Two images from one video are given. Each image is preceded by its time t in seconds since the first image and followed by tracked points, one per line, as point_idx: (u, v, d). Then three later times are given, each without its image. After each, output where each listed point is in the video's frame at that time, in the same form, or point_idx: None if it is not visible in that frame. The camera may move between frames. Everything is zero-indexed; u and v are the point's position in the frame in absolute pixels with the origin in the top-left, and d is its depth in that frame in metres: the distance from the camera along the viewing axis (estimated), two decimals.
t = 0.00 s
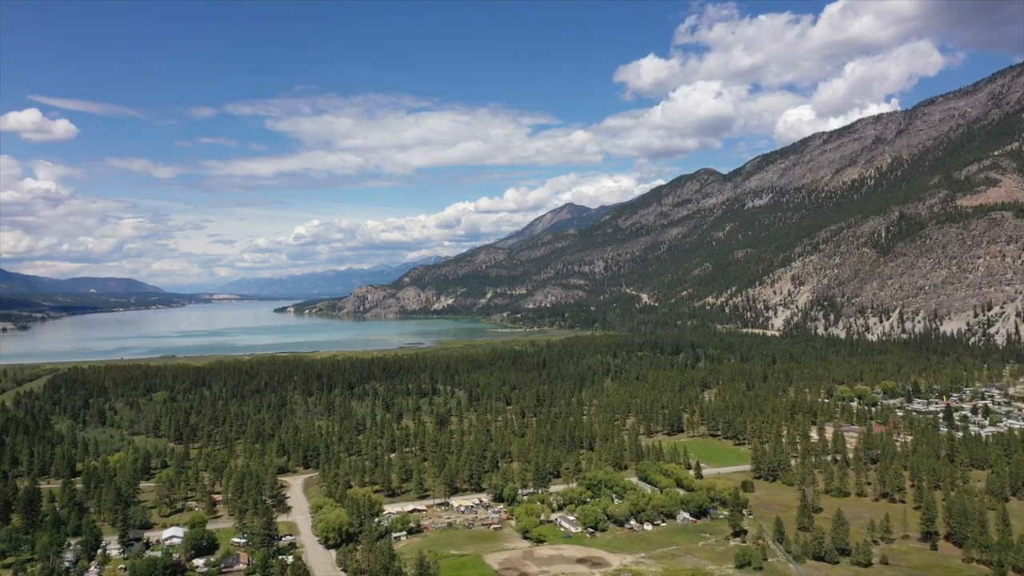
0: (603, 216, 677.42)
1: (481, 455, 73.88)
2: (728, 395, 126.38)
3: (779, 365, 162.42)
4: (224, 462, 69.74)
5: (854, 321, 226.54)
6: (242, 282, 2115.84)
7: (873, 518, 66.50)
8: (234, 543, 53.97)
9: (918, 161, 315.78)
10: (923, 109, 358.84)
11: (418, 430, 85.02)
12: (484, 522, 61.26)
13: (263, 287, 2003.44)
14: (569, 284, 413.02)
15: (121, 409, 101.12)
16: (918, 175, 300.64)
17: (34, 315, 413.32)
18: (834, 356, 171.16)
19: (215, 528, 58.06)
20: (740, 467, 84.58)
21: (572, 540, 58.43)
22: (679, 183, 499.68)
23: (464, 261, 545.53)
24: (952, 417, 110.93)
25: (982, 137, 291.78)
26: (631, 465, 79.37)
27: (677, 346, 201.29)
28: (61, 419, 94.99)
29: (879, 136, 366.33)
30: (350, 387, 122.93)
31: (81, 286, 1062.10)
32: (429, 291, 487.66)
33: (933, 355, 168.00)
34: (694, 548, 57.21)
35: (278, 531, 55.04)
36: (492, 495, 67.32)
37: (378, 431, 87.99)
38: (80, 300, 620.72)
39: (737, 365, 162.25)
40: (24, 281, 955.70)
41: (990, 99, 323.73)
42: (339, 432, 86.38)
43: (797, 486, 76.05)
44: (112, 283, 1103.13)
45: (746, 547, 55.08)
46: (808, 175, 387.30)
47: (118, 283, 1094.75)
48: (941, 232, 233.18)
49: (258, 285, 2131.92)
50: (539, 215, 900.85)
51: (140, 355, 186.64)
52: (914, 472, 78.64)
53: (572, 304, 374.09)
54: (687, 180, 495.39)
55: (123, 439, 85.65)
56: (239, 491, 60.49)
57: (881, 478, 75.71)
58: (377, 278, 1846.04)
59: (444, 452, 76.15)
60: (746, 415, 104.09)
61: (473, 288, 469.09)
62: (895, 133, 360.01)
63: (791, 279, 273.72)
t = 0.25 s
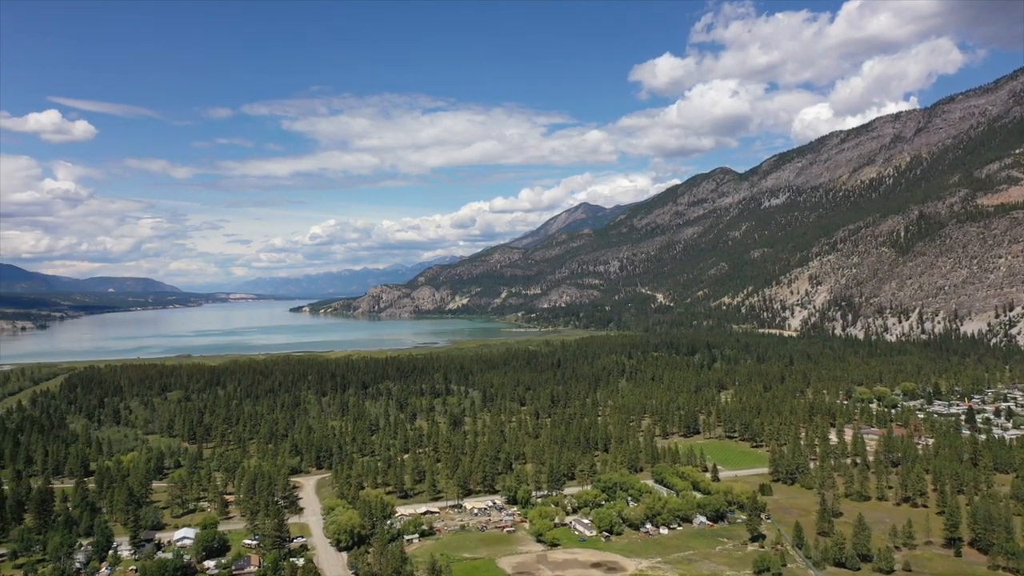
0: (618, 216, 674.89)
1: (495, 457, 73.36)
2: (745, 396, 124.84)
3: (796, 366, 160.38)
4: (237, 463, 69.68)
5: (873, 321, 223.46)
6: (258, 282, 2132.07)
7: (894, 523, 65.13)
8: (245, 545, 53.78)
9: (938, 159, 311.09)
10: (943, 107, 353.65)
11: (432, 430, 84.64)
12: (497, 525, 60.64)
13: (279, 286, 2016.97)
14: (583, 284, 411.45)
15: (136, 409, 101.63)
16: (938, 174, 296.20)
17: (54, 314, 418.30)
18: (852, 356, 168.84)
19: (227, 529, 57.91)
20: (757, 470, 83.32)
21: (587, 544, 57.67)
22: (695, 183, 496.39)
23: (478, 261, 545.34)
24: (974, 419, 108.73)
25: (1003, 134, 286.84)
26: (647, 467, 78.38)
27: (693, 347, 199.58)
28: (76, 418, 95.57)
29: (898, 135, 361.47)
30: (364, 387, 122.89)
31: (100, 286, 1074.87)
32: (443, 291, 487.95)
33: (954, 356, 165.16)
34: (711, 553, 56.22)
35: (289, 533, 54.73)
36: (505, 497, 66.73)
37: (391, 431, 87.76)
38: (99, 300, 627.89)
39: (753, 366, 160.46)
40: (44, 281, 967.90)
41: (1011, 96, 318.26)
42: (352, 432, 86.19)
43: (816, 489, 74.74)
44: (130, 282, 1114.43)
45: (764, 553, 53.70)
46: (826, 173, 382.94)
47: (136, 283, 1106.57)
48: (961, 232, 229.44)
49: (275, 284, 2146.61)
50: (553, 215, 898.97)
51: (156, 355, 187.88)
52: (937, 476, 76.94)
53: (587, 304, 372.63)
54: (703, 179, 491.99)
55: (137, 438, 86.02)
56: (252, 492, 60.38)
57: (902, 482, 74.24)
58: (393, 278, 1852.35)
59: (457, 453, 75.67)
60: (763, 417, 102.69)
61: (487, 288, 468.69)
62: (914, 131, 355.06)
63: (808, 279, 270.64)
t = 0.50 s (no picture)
0: (633, 216, 671.87)
1: (508, 459, 72.79)
2: (762, 398, 123.24)
3: (814, 367, 158.28)
4: (249, 463, 69.64)
5: (892, 322, 220.29)
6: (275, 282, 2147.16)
7: (917, 529, 63.70)
8: (257, 547, 53.56)
9: (959, 157, 306.29)
10: (963, 104, 348.26)
11: (445, 432, 84.21)
12: (511, 528, 60.02)
13: (295, 286, 2029.97)
14: (598, 284, 409.78)
15: (151, 408, 102.10)
16: (958, 173, 291.75)
17: (74, 314, 423.49)
18: (871, 358, 166.43)
19: (238, 531, 57.74)
20: (774, 473, 82.06)
21: (602, 548, 56.91)
22: (711, 182, 492.85)
23: (493, 261, 545.07)
24: (998, 422, 106.50)
25: None
26: (662, 470, 77.42)
27: (709, 347, 197.79)
28: (91, 417, 96.16)
29: (917, 133, 356.52)
30: (378, 387, 122.83)
31: (119, 285, 1087.17)
32: (458, 291, 488.18)
33: (975, 357, 162.16)
34: (728, 558, 55.24)
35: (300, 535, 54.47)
36: (519, 500, 66.13)
37: (405, 432, 87.47)
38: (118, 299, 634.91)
39: (770, 367, 158.58)
40: (65, 281, 980.47)
41: None
42: (366, 433, 86.02)
43: (836, 494, 73.40)
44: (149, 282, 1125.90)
45: (783, 559, 52.71)
46: (844, 172, 378.42)
47: (155, 283, 1118.08)
48: (982, 232, 225.71)
49: (291, 284, 2160.87)
50: (568, 215, 896.78)
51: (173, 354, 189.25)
52: (960, 480, 75.31)
53: (602, 304, 371.01)
54: (719, 179, 488.42)
55: (152, 438, 86.34)
56: (264, 493, 60.25)
57: (925, 486, 72.72)
58: (408, 277, 1857.85)
59: (471, 455, 75.16)
60: (781, 419, 101.24)
61: (502, 288, 468.23)
62: (934, 130, 350.04)
63: (826, 279, 267.45)
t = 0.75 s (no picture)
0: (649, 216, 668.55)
1: (523, 461, 72.17)
2: (780, 400, 121.58)
3: (833, 368, 156.02)
4: (262, 464, 69.60)
5: (912, 323, 216.98)
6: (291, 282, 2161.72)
7: (941, 536, 62.24)
8: (268, 549, 53.34)
9: (980, 156, 301.26)
10: (984, 102, 342.59)
11: (459, 433, 83.73)
12: (525, 532, 59.36)
13: (312, 286, 2043.12)
14: (614, 284, 408.02)
15: (166, 408, 102.64)
16: (980, 171, 286.93)
17: (94, 313, 428.90)
18: (891, 359, 163.84)
19: (250, 533, 57.60)
20: (793, 476, 80.68)
21: (617, 553, 56.08)
22: (728, 182, 489.05)
23: (508, 261, 544.70)
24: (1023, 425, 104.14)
25: None
26: (679, 473, 76.33)
27: (726, 348, 195.95)
28: (107, 417, 96.81)
29: (937, 131, 351.23)
30: (392, 388, 122.70)
31: (138, 285, 1100.48)
32: (473, 291, 488.37)
33: (998, 359, 159.06)
34: (747, 564, 54.19)
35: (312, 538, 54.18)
36: (533, 502, 65.45)
37: (418, 433, 87.08)
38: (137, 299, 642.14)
39: (788, 368, 156.63)
40: (85, 281, 993.04)
41: None
42: (380, 434, 85.79)
43: (857, 498, 71.97)
44: (168, 282, 1137.59)
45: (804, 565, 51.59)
46: (862, 171, 373.75)
47: (173, 283, 1130.37)
48: (1004, 231, 221.71)
49: (308, 284, 2175.06)
50: (584, 215, 894.14)
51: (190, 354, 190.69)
52: (984, 485, 73.57)
53: (617, 304, 369.33)
54: (736, 178, 484.52)
55: (166, 438, 86.69)
56: (276, 494, 60.13)
57: (949, 492, 71.08)
58: (423, 278, 1862.85)
59: (485, 457, 74.62)
60: (800, 421, 99.68)
61: (517, 288, 467.76)
62: (954, 128, 344.70)
63: (845, 279, 264.11)
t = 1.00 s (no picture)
0: (666, 215, 664.73)
1: (538, 463, 71.52)
2: (800, 401, 119.75)
3: (853, 369, 153.76)
4: (276, 465, 69.57)
5: (933, 323, 213.49)
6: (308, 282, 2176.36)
7: (968, 543, 60.71)
8: (280, 552, 53.06)
9: (1003, 154, 295.93)
10: (1007, 99, 336.45)
11: (474, 434, 83.26)
12: (540, 536, 58.69)
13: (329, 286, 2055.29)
14: (630, 285, 406.01)
15: (182, 407, 103.14)
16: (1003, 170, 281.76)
17: (114, 313, 434.30)
18: (912, 360, 161.10)
19: (262, 535, 57.45)
20: (814, 480, 79.26)
21: (634, 558, 55.23)
22: (745, 181, 484.88)
23: (524, 261, 544.06)
24: None
25: None
26: (697, 476, 75.24)
27: (743, 349, 193.93)
28: (123, 417, 97.49)
29: (959, 129, 345.54)
30: (407, 388, 122.51)
31: (158, 285, 1113.49)
32: (489, 291, 488.32)
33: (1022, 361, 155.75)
34: (767, 571, 53.12)
35: (325, 541, 53.94)
36: (548, 506, 64.74)
37: (433, 434, 86.70)
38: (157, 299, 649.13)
39: (807, 369, 154.58)
40: (106, 282, 1006.05)
41: None
42: (394, 435, 85.53)
43: (880, 503, 70.47)
44: (187, 282, 1149.82)
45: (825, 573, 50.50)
46: (883, 169, 368.62)
47: (192, 283, 1142.96)
48: None
49: (325, 284, 2186.96)
50: (600, 215, 890.95)
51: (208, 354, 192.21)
52: (1011, 489, 71.74)
53: (634, 305, 367.54)
54: (753, 177, 480.25)
55: (181, 438, 86.99)
56: (289, 496, 60.00)
57: (974, 496, 69.37)
58: (439, 278, 1866.32)
59: (500, 458, 74.09)
60: (820, 424, 98.04)
61: (533, 288, 466.99)
62: (976, 125, 339.04)
63: (864, 279, 260.46)
